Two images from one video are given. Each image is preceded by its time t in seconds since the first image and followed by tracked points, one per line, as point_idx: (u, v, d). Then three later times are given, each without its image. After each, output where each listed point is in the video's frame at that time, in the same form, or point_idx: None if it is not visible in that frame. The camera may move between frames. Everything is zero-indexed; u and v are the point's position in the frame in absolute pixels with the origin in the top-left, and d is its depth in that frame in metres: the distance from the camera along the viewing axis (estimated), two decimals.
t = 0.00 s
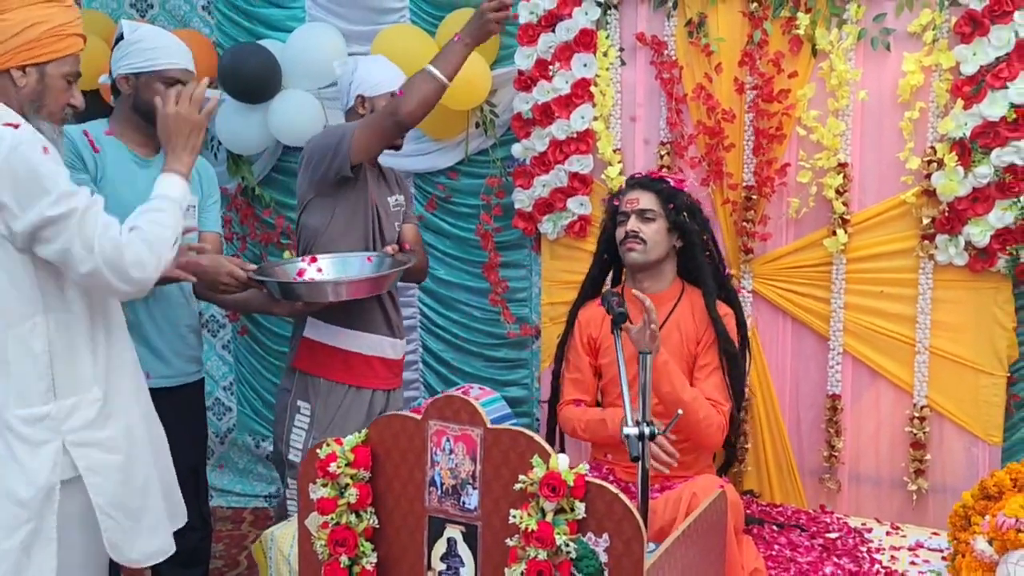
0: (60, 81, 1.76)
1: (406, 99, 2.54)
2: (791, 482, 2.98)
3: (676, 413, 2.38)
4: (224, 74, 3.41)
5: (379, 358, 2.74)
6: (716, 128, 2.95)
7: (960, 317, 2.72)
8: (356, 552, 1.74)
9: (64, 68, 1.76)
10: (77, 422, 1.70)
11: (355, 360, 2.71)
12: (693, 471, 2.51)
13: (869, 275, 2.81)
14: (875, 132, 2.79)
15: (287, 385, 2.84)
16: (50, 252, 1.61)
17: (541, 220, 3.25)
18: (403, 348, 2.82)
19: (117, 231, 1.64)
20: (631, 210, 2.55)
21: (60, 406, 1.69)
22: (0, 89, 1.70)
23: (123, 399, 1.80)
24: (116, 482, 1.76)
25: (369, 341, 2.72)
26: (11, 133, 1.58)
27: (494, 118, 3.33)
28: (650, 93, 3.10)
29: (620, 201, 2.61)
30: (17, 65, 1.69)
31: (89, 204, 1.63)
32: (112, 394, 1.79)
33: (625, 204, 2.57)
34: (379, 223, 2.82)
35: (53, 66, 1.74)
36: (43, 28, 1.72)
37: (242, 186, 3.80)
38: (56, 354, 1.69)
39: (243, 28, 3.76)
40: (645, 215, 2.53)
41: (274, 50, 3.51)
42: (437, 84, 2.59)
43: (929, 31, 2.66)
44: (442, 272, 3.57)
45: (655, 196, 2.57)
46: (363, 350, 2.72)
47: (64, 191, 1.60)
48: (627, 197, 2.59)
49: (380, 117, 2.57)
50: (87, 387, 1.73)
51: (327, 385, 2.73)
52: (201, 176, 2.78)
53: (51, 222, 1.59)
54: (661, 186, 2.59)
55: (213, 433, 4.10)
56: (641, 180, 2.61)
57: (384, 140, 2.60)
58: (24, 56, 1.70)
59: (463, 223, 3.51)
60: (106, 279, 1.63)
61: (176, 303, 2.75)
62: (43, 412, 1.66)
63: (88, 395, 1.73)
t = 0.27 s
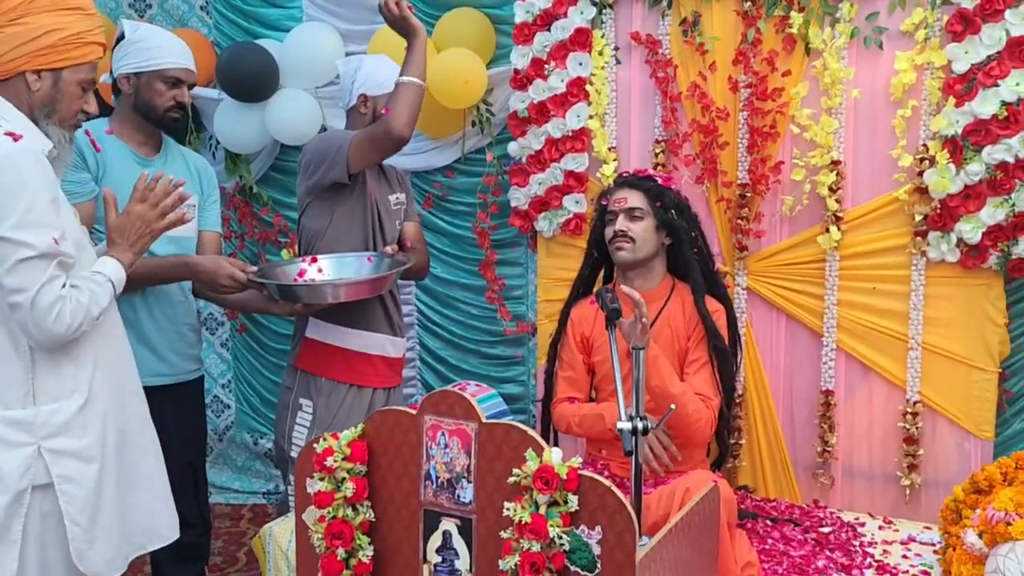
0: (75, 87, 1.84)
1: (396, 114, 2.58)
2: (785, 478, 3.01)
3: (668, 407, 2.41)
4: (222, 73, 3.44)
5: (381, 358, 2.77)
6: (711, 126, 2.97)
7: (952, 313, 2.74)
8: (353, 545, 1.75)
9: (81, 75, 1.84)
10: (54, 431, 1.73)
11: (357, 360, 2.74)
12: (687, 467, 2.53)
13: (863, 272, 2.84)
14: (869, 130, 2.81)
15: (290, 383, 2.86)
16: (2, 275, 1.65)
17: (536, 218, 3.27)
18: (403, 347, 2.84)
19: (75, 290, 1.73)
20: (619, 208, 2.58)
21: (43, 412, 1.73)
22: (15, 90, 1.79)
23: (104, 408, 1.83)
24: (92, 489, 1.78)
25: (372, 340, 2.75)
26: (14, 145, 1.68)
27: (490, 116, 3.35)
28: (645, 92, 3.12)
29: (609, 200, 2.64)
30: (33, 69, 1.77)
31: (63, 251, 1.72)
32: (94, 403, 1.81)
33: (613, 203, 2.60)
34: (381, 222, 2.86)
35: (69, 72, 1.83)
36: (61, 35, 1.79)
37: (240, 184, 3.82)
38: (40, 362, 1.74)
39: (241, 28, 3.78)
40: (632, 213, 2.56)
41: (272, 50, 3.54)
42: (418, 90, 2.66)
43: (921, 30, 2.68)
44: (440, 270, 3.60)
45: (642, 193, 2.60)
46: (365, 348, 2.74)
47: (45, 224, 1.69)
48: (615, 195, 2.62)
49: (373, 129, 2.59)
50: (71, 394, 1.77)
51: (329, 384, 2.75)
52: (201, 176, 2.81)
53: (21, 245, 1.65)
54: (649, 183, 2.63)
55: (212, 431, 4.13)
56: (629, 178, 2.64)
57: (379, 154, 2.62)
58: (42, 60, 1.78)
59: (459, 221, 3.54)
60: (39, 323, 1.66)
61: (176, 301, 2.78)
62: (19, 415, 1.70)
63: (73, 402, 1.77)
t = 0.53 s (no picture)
0: (78, 92, 1.86)
1: (405, 100, 2.61)
2: (772, 470, 3.04)
3: (654, 400, 2.43)
4: (213, 69, 3.46)
5: (370, 351, 2.81)
6: (698, 122, 3.00)
7: (935, 306, 2.78)
8: (342, 537, 1.77)
9: (85, 81, 1.86)
10: (34, 429, 1.76)
11: (347, 353, 2.79)
12: (674, 458, 2.57)
13: (848, 266, 2.87)
14: (854, 126, 2.84)
15: (279, 375, 2.90)
16: None
17: (526, 213, 3.30)
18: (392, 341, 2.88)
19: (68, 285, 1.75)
20: (600, 205, 2.60)
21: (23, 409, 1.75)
22: (17, 91, 1.82)
23: (89, 409, 1.85)
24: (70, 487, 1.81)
25: (361, 333, 2.79)
26: (7, 142, 1.70)
27: (480, 112, 3.37)
28: (634, 87, 3.14)
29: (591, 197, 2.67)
30: (35, 72, 1.80)
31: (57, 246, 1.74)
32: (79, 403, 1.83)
33: (595, 200, 2.62)
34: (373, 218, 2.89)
35: (74, 78, 1.85)
36: (68, 41, 1.82)
37: (232, 179, 3.83)
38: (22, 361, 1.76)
39: (232, 23, 3.79)
40: (614, 210, 2.59)
41: (264, 45, 3.56)
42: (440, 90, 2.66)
43: (906, 26, 2.71)
44: (431, 264, 3.63)
45: (624, 188, 2.63)
46: (354, 342, 2.79)
47: (39, 219, 1.71)
48: (597, 193, 2.65)
49: (375, 117, 2.64)
50: (52, 393, 1.79)
51: (319, 376, 2.79)
52: (194, 171, 2.82)
53: (15, 238, 1.67)
54: (630, 178, 2.66)
55: (204, 424, 4.15)
56: (609, 175, 2.68)
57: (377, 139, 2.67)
58: (45, 64, 1.80)
59: (451, 216, 3.57)
60: (34, 316, 1.68)
61: (168, 295, 2.80)
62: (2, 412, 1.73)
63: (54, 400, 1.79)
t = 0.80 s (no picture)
0: (83, 85, 1.92)
1: (382, 91, 2.63)
2: (756, 452, 3.09)
3: (638, 380, 2.46)
4: (202, 54, 3.47)
5: (359, 335, 2.83)
6: (684, 108, 3.03)
7: (916, 290, 2.83)
8: (332, 514, 1.81)
9: (90, 76, 1.92)
10: (12, 414, 1.80)
11: (336, 338, 2.80)
12: (658, 439, 2.61)
13: (832, 252, 2.91)
14: (838, 112, 2.87)
15: (269, 359, 2.94)
16: None
17: (514, 198, 3.32)
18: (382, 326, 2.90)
19: (58, 274, 1.79)
20: (582, 191, 2.62)
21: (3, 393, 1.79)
22: (22, 78, 1.87)
23: (68, 396, 1.88)
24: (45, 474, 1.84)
25: (350, 317, 2.82)
26: (8, 128, 1.72)
27: (468, 98, 3.39)
28: (621, 74, 3.16)
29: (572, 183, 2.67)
30: (42, 62, 1.86)
31: (48, 234, 1.78)
32: (58, 389, 1.87)
33: (577, 185, 2.63)
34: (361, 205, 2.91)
35: (80, 72, 1.91)
36: (78, 34, 1.88)
37: (221, 165, 3.84)
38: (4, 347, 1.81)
39: (221, 8, 3.79)
40: (596, 196, 2.60)
41: (253, 30, 3.57)
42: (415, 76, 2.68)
43: (889, 14, 2.75)
44: (419, 250, 3.66)
45: (604, 174, 2.64)
46: (343, 326, 2.81)
47: (33, 206, 1.75)
48: (578, 178, 2.65)
49: (355, 106, 2.66)
50: (32, 379, 1.83)
51: (308, 360, 2.82)
52: (185, 156, 2.83)
53: (10, 224, 1.71)
54: (609, 164, 2.65)
55: (193, 409, 4.17)
56: (590, 161, 2.67)
57: (359, 130, 2.69)
58: (52, 55, 1.86)
59: (439, 202, 3.59)
60: (22, 301, 1.71)
61: (157, 279, 2.82)
62: None
63: (33, 386, 1.83)
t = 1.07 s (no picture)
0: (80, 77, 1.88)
1: (373, 84, 2.64)
2: (741, 437, 3.12)
3: (628, 363, 2.46)
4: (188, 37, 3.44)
5: (346, 321, 2.84)
6: (672, 96, 3.05)
7: (899, 277, 2.86)
8: (325, 495, 1.82)
9: (88, 68, 1.88)
10: None
11: (323, 323, 2.81)
12: (646, 424, 2.63)
13: (817, 239, 2.94)
14: (824, 100, 2.90)
15: (257, 344, 2.94)
16: None
17: (502, 185, 3.33)
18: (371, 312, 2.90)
19: (40, 261, 1.76)
20: (567, 178, 2.59)
21: None
22: (19, 64, 1.83)
23: (47, 386, 1.85)
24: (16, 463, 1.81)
25: (338, 303, 2.82)
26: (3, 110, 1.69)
27: (456, 84, 3.40)
28: (609, 62, 3.17)
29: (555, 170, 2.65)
30: (41, 49, 1.82)
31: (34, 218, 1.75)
32: (36, 378, 1.84)
33: (560, 173, 2.61)
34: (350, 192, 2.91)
35: (77, 63, 1.87)
36: (80, 25, 1.85)
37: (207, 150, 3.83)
38: None
39: None
40: (580, 183, 2.58)
41: (239, 15, 3.55)
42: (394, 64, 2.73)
43: (875, 4, 2.77)
44: (406, 236, 3.65)
45: (589, 162, 2.61)
46: (331, 312, 2.81)
47: (22, 190, 1.72)
48: (562, 166, 2.63)
49: (350, 99, 2.65)
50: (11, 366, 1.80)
51: (296, 346, 2.82)
52: (174, 143, 2.81)
53: None
54: (594, 152, 2.63)
55: (178, 395, 4.15)
56: (574, 149, 2.65)
57: (351, 123, 2.69)
58: (51, 42, 1.83)
59: (426, 188, 3.59)
60: (5, 286, 1.68)
61: (141, 265, 2.80)
62: None
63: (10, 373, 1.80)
